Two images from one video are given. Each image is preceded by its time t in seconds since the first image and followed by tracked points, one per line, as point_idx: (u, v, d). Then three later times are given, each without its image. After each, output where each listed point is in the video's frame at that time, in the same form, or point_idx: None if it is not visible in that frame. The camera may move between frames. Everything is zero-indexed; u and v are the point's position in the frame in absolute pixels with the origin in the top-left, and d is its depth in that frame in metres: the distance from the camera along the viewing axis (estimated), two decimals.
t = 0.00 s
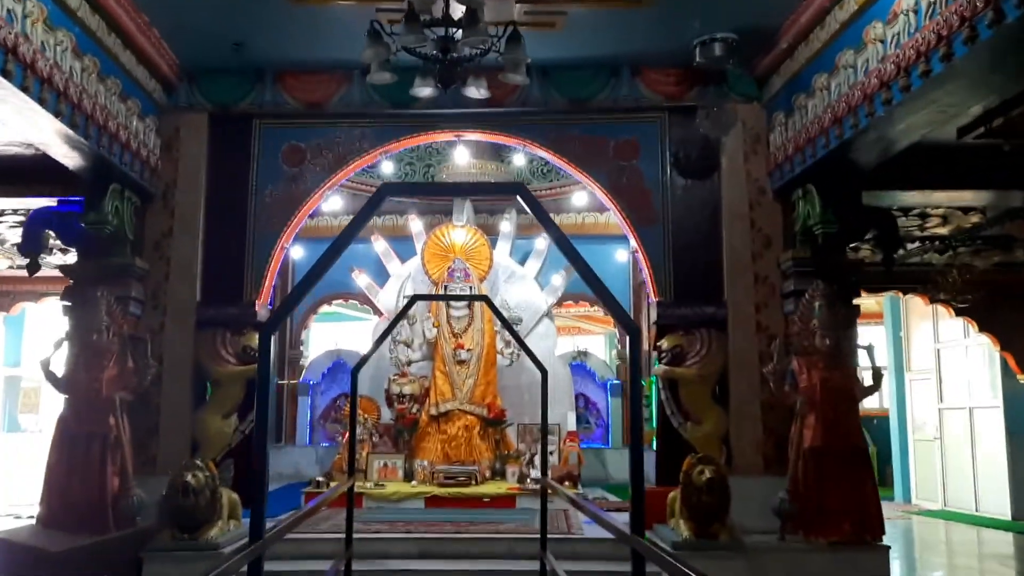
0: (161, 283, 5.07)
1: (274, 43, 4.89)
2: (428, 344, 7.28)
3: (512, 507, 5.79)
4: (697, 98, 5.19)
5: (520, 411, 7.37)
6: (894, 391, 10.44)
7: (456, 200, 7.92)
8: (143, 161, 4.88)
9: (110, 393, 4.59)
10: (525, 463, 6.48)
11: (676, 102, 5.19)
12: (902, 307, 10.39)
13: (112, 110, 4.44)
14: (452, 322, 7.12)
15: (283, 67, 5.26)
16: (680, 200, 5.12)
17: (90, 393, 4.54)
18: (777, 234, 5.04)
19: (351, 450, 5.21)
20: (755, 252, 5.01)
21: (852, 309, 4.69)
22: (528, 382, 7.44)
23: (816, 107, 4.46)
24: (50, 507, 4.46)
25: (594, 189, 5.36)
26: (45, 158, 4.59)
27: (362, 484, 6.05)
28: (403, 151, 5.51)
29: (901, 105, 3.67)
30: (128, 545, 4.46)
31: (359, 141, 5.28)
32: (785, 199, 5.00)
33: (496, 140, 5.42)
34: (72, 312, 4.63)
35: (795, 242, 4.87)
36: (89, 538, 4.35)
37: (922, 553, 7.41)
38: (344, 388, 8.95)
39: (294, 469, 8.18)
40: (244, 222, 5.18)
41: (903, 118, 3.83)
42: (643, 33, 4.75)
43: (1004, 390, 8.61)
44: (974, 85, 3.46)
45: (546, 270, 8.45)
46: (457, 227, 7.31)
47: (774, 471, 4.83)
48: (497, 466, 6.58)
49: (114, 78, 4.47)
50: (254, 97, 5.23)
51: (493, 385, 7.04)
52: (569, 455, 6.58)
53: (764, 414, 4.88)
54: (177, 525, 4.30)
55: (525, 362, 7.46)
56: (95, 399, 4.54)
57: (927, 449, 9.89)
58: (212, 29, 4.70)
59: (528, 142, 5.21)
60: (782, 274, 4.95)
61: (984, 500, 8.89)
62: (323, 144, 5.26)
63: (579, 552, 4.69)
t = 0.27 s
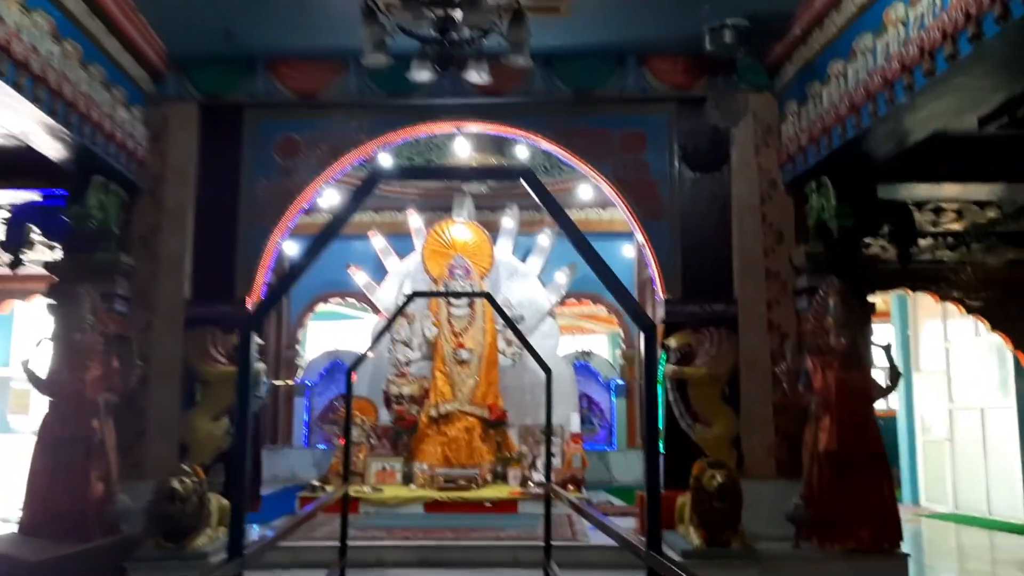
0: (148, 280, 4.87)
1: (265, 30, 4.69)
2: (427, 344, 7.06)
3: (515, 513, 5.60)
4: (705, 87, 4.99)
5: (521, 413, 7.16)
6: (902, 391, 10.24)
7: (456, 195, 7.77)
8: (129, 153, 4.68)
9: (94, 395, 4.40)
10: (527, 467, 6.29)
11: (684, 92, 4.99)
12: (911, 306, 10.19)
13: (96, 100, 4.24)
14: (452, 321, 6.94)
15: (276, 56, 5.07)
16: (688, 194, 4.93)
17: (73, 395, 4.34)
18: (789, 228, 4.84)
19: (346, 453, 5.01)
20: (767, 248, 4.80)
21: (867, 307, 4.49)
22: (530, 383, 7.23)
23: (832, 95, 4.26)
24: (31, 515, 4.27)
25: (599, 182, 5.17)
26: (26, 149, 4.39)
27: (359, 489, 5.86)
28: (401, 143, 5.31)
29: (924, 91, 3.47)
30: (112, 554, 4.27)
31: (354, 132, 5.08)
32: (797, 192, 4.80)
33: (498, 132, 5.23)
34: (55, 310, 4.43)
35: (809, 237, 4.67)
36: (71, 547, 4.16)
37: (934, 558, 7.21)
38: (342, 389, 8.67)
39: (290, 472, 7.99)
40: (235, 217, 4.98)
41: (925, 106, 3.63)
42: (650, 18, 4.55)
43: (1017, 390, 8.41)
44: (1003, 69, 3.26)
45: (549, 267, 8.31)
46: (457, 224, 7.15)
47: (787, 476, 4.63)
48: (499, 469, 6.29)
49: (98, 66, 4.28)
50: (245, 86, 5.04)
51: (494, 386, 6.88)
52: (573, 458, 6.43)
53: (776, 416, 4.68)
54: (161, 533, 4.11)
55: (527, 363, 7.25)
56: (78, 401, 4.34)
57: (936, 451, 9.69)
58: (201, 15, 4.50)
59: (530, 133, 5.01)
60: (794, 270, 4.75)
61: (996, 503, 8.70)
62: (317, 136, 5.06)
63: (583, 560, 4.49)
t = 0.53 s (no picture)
0: (134, 274, 4.68)
1: (255, 12, 4.51)
2: (426, 341, 6.80)
3: (515, 515, 5.41)
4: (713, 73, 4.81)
5: (522, 413, 6.97)
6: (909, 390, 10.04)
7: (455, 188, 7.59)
8: (113, 140, 4.49)
9: (75, 393, 4.20)
10: (528, 467, 6.16)
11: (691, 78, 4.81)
12: (918, 303, 10.00)
13: (77, 83, 4.04)
14: (451, 317, 6.72)
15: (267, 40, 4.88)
16: (696, 184, 4.74)
17: (53, 393, 4.15)
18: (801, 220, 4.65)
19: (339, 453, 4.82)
20: (778, 240, 4.61)
21: (882, 301, 4.31)
22: (531, 382, 7.03)
23: (848, 79, 4.06)
24: (8, 518, 4.07)
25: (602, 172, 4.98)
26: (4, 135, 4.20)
27: (354, 490, 5.67)
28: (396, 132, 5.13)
29: (948, 70, 3.26)
30: (94, 559, 4.07)
31: (348, 120, 4.89)
32: (809, 182, 4.61)
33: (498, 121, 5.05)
34: (35, 304, 4.24)
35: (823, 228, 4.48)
36: (50, 552, 3.97)
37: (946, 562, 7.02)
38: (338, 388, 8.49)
39: (285, 473, 7.90)
40: (224, 208, 4.79)
41: (949, 87, 3.44)
42: None
43: None
44: None
45: (550, 263, 8.17)
46: (457, 217, 6.91)
47: (799, 477, 4.45)
48: (499, 470, 6.19)
49: (78, 47, 4.08)
50: (235, 72, 4.85)
51: (494, 385, 6.67)
52: (575, 458, 6.25)
53: (788, 415, 4.49)
54: (144, 538, 3.92)
55: (528, 361, 7.05)
56: (58, 399, 4.16)
57: (944, 451, 9.49)
58: None
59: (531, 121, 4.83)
60: (807, 263, 4.56)
61: (1006, 504, 8.50)
62: (310, 124, 4.87)
63: (587, 566, 4.30)
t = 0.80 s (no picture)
0: (119, 271, 4.48)
1: None
2: (423, 341, 6.66)
3: (516, 522, 5.24)
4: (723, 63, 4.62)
5: (522, 415, 6.78)
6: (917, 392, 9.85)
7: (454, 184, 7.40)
8: (98, 131, 4.30)
9: (57, 396, 4.01)
10: (529, 471, 6.01)
11: (700, 68, 4.62)
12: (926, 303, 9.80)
13: (56, 68, 3.83)
14: (449, 317, 6.53)
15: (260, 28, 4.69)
16: (706, 178, 4.56)
17: (34, 395, 3.96)
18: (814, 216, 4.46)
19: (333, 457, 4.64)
20: (790, 237, 4.42)
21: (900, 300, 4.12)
22: (532, 383, 6.84)
23: (865, 67, 3.86)
24: None
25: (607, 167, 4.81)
26: None
27: (350, 496, 5.49)
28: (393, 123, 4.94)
29: (977, 54, 3.06)
30: (75, 568, 3.89)
31: (343, 112, 4.71)
32: (823, 176, 4.43)
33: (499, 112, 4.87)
34: (15, 301, 4.05)
35: (838, 224, 4.29)
36: (30, 561, 3.78)
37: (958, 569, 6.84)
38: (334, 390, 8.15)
39: (280, 475, 7.73)
40: (213, 202, 4.58)
41: (977, 72, 3.23)
42: None
43: None
44: None
45: (551, 261, 8.04)
46: (456, 214, 6.73)
47: (813, 483, 4.27)
48: (500, 474, 6.01)
49: (59, 32, 3.88)
50: (226, 61, 4.66)
51: (494, 385, 6.46)
52: (577, 463, 6.08)
53: (802, 419, 4.31)
54: (126, 547, 3.74)
55: (529, 362, 6.86)
56: (38, 402, 3.96)
57: (953, 454, 9.30)
58: None
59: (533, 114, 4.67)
60: (821, 260, 4.38)
61: (1017, 509, 8.31)
62: (304, 115, 4.69)
63: None
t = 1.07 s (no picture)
0: (107, 263, 4.31)
1: None
2: (423, 338, 6.42)
3: (519, 525, 5.05)
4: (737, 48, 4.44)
5: (526, 414, 6.60)
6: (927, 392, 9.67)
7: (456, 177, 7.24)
8: (85, 117, 4.12)
9: (41, 393, 3.82)
10: (532, 473, 5.84)
11: (715, 54, 4.42)
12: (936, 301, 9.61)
13: (39, 49, 3.64)
14: (451, 313, 6.32)
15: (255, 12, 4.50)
16: (717, 169, 4.40)
17: (16, 392, 3.77)
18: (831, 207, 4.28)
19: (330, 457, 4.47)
20: (807, 229, 4.24)
21: (921, 295, 3.94)
22: (536, 382, 6.65)
23: (887, 48, 3.68)
24: None
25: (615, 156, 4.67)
26: None
27: (347, 498, 5.31)
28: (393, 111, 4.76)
29: (1012, 32, 2.87)
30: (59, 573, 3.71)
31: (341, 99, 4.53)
32: (841, 166, 4.25)
33: (504, 100, 4.70)
34: None
35: (857, 215, 4.11)
36: (10, 566, 3.60)
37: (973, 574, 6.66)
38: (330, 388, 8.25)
39: (277, 475, 7.55)
40: (206, 192, 4.43)
41: (1011, 52, 3.04)
42: None
43: None
44: None
45: (555, 258, 7.85)
46: (457, 208, 6.53)
47: (831, 486, 4.08)
48: (502, 476, 5.86)
49: (42, 12, 3.69)
50: (219, 45, 4.47)
51: (497, 383, 6.21)
52: (582, 464, 5.89)
53: (819, 418, 4.12)
54: (112, 551, 3.56)
55: (533, 360, 6.68)
56: (20, 399, 3.77)
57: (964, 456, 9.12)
58: None
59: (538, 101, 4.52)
60: (838, 253, 4.19)
61: None
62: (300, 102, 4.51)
63: None
